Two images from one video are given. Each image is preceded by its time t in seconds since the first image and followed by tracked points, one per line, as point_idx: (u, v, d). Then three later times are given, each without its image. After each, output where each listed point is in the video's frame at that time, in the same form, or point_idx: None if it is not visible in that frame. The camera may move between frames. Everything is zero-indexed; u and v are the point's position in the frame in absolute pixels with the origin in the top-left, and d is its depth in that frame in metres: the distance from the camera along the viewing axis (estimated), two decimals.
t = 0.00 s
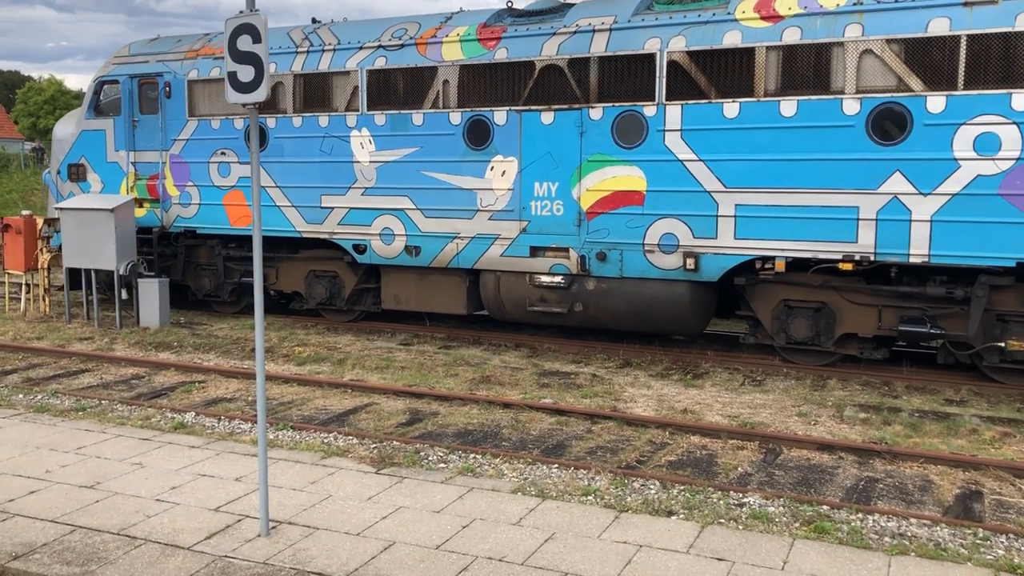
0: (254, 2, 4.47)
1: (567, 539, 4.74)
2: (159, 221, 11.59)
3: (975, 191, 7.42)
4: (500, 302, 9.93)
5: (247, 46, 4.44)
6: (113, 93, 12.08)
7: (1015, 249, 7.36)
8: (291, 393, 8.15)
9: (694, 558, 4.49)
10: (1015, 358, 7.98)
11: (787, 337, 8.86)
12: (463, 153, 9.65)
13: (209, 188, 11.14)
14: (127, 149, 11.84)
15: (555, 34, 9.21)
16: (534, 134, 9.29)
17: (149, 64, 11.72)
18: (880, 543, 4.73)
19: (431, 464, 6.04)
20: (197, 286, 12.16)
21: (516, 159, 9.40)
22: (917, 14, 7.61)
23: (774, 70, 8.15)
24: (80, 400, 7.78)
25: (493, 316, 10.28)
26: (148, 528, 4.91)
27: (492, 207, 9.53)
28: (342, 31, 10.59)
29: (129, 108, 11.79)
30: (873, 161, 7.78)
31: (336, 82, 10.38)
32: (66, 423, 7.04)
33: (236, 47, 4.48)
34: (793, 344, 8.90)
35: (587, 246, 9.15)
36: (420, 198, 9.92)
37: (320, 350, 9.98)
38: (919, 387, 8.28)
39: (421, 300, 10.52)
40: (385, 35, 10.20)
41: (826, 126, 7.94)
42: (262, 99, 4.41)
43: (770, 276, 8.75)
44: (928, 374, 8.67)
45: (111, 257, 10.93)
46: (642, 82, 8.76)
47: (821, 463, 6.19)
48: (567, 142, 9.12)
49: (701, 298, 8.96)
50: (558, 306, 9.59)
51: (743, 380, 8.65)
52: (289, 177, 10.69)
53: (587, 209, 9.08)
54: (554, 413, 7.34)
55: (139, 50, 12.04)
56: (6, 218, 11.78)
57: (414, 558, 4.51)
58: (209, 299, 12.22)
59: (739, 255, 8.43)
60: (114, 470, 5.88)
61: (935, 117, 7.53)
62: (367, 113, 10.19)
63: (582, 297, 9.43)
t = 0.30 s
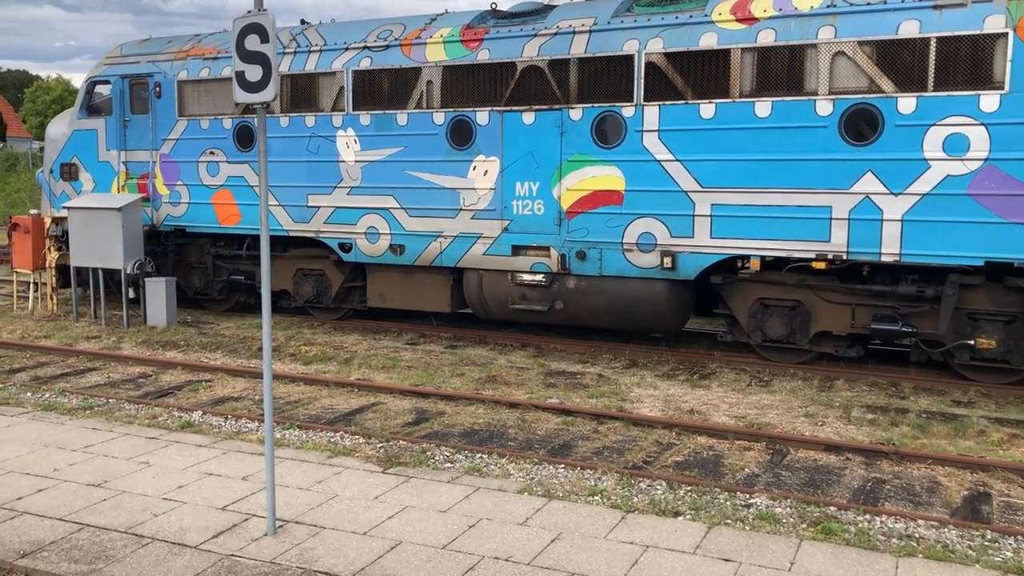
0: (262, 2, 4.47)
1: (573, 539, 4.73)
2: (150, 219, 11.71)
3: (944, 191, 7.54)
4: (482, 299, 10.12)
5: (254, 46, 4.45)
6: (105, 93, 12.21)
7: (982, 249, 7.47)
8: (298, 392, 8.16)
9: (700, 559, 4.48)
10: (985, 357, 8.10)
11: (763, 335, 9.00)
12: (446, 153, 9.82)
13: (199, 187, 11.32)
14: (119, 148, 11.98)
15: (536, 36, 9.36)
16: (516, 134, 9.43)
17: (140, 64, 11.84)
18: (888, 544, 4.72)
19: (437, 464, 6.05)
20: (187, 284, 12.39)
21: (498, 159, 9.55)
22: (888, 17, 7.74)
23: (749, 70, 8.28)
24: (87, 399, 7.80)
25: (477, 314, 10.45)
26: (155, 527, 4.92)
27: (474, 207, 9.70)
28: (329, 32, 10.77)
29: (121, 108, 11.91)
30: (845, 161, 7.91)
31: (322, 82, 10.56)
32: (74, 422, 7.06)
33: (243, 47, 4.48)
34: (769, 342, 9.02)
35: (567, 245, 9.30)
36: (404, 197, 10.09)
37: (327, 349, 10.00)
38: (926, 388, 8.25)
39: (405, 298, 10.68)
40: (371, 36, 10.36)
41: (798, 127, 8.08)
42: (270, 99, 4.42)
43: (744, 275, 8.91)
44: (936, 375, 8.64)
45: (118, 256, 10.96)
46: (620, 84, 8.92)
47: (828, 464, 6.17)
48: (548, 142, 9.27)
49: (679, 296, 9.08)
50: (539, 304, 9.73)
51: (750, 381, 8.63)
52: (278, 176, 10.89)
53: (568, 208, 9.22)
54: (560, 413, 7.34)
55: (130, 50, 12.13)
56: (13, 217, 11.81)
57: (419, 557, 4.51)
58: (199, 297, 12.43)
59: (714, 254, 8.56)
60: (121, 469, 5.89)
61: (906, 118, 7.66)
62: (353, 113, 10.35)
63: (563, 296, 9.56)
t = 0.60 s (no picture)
0: (275, 5, 4.49)
1: (585, 543, 4.73)
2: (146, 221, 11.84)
3: (920, 195, 7.59)
4: (471, 301, 10.16)
5: (267, 49, 4.48)
6: (102, 97, 12.33)
7: (958, 252, 7.52)
8: (310, 394, 8.19)
9: (712, 563, 4.47)
10: (961, 357, 8.13)
11: (744, 336, 9.07)
12: (435, 157, 9.88)
13: (194, 190, 11.45)
14: (116, 151, 12.10)
15: (522, 41, 9.41)
16: (502, 138, 9.48)
17: (137, 69, 11.99)
18: (901, 550, 4.70)
19: (448, 467, 6.05)
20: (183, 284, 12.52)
21: (486, 163, 9.61)
22: (865, 23, 7.79)
23: (729, 76, 8.34)
24: (101, 400, 7.84)
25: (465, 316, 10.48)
26: (168, 528, 4.95)
27: (462, 209, 9.75)
28: (320, 37, 10.81)
29: (118, 112, 12.04)
30: (825, 165, 7.96)
31: (314, 87, 10.64)
32: (87, 423, 7.10)
33: (258, 50, 4.51)
34: (751, 343, 9.11)
35: (552, 247, 9.34)
36: (394, 200, 10.14)
37: (338, 352, 10.02)
38: (939, 392, 8.20)
39: (395, 300, 10.73)
40: (361, 41, 10.42)
41: (778, 131, 8.13)
42: (284, 102, 4.45)
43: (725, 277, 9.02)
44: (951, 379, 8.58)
45: (131, 257, 11.01)
46: (604, 89, 8.95)
47: (840, 469, 6.15)
48: (534, 146, 9.32)
49: (662, 299, 9.13)
50: (526, 305, 9.79)
51: (762, 385, 8.60)
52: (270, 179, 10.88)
53: (553, 211, 9.28)
54: (571, 417, 7.34)
55: (128, 56, 12.29)
56: (29, 218, 11.89)
57: (430, 560, 4.52)
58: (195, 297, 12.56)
59: (697, 256, 8.60)
60: (134, 470, 5.92)
61: (882, 122, 7.71)
62: (344, 117, 10.43)
63: (549, 297, 9.62)
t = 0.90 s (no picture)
0: (292, 15, 4.55)
1: (598, 550, 4.73)
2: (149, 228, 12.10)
3: (899, 203, 7.78)
4: (462, 307, 10.29)
5: (284, 59, 4.53)
6: (105, 106, 12.56)
7: (937, 258, 7.69)
8: (325, 400, 8.23)
9: (726, 571, 4.47)
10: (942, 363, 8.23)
11: (730, 342, 9.15)
12: (428, 164, 10.06)
13: (195, 197, 11.72)
14: (119, 159, 12.35)
15: (513, 51, 9.61)
16: (493, 146, 9.66)
17: (140, 79, 12.22)
18: (916, 559, 4.68)
19: (462, 473, 6.07)
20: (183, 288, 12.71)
21: (477, 171, 9.78)
22: (845, 33, 8.00)
23: (714, 84, 8.53)
24: (118, 406, 7.92)
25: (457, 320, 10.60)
26: (184, 533, 4.99)
27: (454, 216, 9.93)
28: (319, 47, 11.08)
29: (121, 120, 12.29)
30: (806, 173, 8.13)
31: (312, 96, 10.86)
32: (105, 428, 7.16)
33: (274, 60, 4.57)
34: (736, 349, 9.19)
35: (542, 253, 9.50)
36: (388, 207, 10.32)
37: (353, 358, 10.07)
38: (956, 401, 8.15)
39: (390, 305, 10.87)
40: (358, 51, 10.64)
41: (760, 140, 8.32)
42: (300, 110, 4.49)
43: (710, 283, 9.20)
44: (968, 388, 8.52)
45: (149, 265, 11.11)
46: (592, 98, 9.15)
47: (855, 477, 6.13)
48: (523, 154, 9.50)
49: (648, 305, 9.27)
50: (516, 310, 9.93)
51: (777, 393, 8.57)
52: (267, 185, 11.03)
53: (543, 218, 9.45)
54: (585, 424, 7.35)
55: (132, 66, 12.51)
56: (48, 226, 12.04)
57: (444, 566, 4.54)
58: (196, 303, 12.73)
59: (682, 262, 8.77)
60: (151, 475, 5.98)
61: (863, 131, 7.90)
62: (340, 125, 10.61)
63: (539, 303, 9.75)
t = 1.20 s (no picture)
0: (307, 27, 4.58)
1: (611, 560, 4.72)
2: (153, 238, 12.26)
3: (882, 211, 7.81)
4: (456, 314, 10.40)
5: (299, 70, 4.56)
6: (109, 118, 12.71)
7: (918, 266, 7.72)
8: (340, 409, 8.26)
9: None
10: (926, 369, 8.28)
11: (718, 349, 9.25)
12: (422, 174, 10.16)
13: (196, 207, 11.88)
14: (123, 170, 12.49)
15: (505, 63, 9.67)
16: (485, 157, 9.75)
17: (143, 90, 12.37)
18: (932, 571, 4.64)
19: (476, 483, 6.07)
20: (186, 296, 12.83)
21: (470, 180, 9.87)
22: (828, 43, 8.06)
23: (699, 95, 8.60)
24: (135, 414, 7.97)
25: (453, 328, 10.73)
26: (199, 540, 5.01)
27: (448, 225, 10.02)
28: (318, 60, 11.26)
29: (125, 132, 12.43)
30: (791, 182, 8.18)
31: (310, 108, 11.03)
32: (122, 437, 7.22)
33: (289, 71, 4.60)
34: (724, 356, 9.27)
35: (533, 261, 9.56)
36: (384, 216, 10.39)
37: (369, 367, 10.11)
38: (976, 411, 8.06)
39: (386, 313, 10.98)
40: (355, 64, 10.78)
41: (745, 149, 8.38)
42: (314, 122, 4.52)
43: (698, 290, 9.25)
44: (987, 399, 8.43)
45: (167, 274, 11.21)
46: (581, 109, 9.22)
47: (872, 488, 6.08)
48: (514, 164, 9.58)
49: (638, 313, 9.32)
50: (508, 318, 10.01)
51: (794, 403, 8.51)
52: (266, 196, 11.17)
53: (533, 227, 9.51)
54: (600, 434, 7.32)
55: (136, 78, 12.65)
56: (70, 235, 12.17)
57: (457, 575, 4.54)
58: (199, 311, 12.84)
59: (670, 270, 8.80)
60: (167, 483, 6.01)
61: (845, 140, 7.95)
62: (337, 136, 10.75)
63: (530, 310, 9.84)
